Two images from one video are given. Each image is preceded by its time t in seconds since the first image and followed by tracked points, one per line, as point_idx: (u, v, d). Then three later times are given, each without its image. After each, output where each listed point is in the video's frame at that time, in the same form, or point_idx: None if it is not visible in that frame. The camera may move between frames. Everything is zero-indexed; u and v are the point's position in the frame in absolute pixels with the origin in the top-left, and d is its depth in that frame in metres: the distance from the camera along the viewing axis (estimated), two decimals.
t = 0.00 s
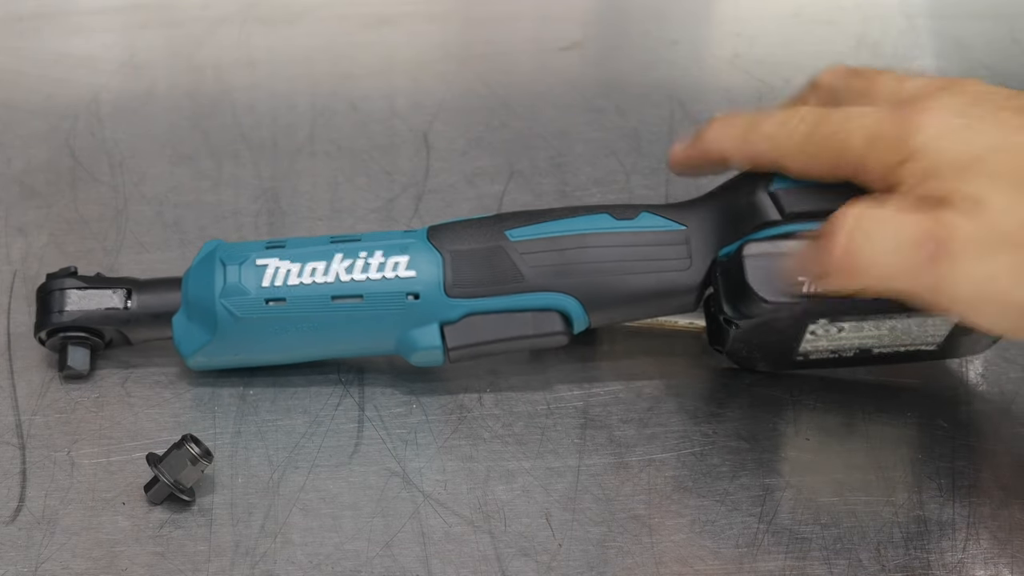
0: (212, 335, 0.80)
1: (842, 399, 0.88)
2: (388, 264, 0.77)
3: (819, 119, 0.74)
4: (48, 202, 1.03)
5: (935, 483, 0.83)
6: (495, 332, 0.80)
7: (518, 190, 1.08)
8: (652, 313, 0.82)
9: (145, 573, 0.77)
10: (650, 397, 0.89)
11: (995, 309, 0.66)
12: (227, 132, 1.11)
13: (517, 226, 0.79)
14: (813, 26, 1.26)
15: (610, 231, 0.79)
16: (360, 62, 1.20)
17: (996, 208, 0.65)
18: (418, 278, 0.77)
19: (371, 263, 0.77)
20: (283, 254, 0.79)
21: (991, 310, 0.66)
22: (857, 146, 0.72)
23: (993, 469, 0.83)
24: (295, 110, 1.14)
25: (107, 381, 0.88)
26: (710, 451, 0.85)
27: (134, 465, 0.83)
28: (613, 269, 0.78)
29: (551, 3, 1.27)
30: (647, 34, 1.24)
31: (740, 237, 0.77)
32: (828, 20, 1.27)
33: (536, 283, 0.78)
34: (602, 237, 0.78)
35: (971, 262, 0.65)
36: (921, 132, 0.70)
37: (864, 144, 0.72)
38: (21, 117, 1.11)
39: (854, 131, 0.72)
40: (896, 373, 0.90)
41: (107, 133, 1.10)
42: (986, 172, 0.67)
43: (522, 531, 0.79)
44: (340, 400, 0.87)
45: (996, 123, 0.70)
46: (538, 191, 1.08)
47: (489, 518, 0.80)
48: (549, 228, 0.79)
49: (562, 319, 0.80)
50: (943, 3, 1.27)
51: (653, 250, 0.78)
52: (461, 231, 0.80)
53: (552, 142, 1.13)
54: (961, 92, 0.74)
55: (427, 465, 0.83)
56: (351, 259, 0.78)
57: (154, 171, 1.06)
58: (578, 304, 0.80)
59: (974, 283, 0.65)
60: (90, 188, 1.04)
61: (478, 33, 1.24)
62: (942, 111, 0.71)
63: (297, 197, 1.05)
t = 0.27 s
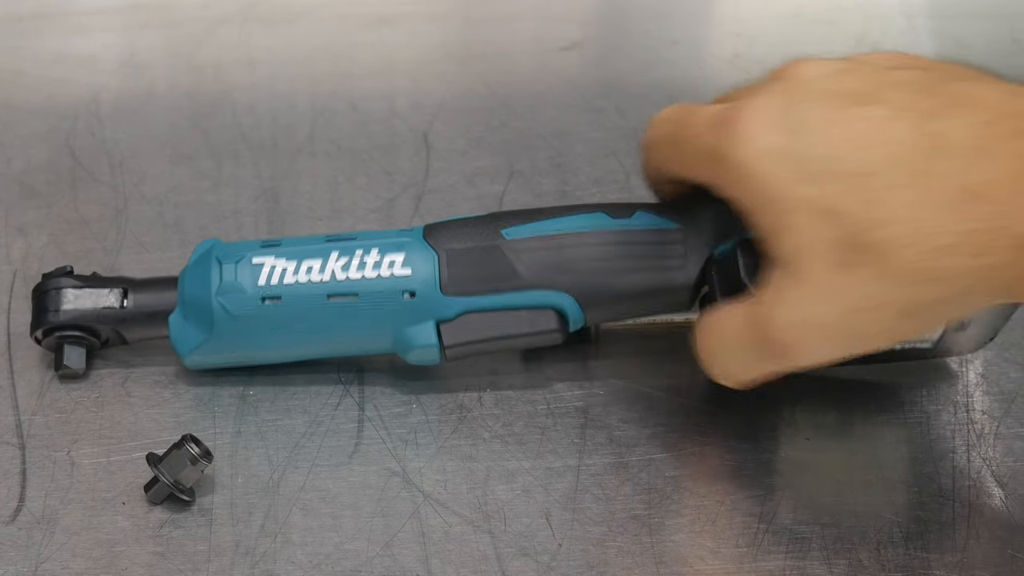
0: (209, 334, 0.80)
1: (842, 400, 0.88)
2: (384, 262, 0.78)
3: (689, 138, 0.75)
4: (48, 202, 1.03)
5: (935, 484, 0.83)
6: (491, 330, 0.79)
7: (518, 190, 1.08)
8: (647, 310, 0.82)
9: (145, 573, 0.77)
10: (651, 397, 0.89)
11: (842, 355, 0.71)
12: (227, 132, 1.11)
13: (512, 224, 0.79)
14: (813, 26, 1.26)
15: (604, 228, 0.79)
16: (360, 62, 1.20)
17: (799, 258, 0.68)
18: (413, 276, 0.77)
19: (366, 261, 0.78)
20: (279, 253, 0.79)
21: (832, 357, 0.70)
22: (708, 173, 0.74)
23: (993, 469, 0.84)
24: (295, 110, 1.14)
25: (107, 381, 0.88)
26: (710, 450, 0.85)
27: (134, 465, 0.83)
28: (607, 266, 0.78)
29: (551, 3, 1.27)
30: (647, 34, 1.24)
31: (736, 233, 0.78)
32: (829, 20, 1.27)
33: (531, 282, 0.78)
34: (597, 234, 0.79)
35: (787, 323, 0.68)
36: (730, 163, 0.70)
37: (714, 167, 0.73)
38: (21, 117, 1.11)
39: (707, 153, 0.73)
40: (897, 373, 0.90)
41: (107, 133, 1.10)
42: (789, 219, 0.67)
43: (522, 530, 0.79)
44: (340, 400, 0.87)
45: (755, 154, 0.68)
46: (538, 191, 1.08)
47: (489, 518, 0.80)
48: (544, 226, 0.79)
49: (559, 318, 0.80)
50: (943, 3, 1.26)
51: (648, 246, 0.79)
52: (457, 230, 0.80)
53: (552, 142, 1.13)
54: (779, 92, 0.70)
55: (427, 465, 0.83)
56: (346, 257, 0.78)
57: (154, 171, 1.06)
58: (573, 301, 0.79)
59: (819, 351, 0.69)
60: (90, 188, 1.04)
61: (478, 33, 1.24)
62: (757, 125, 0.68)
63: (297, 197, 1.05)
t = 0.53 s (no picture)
0: (208, 325, 0.80)
1: (842, 400, 0.88)
2: (384, 252, 0.78)
3: (577, 176, 0.78)
4: (48, 202, 1.03)
5: (935, 483, 0.83)
6: (489, 320, 0.79)
7: (518, 190, 1.08)
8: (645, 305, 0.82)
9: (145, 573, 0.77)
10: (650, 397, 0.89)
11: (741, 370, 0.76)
12: (227, 132, 1.11)
13: (511, 218, 0.80)
14: (813, 26, 1.26)
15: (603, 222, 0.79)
16: (360, 62, 1.20)
17: (677, 288, 0.71)
18: (414, 266, 0.78)
19: (367, 252, 0.78)
20: (280, 246, 0.79)
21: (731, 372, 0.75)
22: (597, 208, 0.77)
23: (992, 469, 0.84)
24: (295, 110, 1.14)
25: (107, 381, 0.88)
26: (710, 450, 0.85)
27: (134, 465, 0.83)
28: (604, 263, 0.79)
29: (551, 4, 1.26)
30: (647, 34, 1.24)
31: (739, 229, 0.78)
32: (828, 20, 1.27)
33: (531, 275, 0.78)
34: (596, 227, 0.79)
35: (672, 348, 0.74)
36: (608, 205, 0.73)
37: (597, 203, 0.76)
38: (21, 117, 1.11)
39: (592, 192, 0.76)
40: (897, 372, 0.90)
41: (107, 133, 1.10)
42: (665, 254, 0.70)
43: (522, 530, 0.79)
44: (341, 400, 0.87)
45: (627, 200, 0.71)
46: (538, 191, 1.08)
47: (489, 518, 0.80)
48: (543, 219, 0.80)
49: (560, 311, 0.80)
50: (943, 3, 1.27)
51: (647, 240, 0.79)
52: (458, 224, 0.80)
53: (552, 142, 1.13)
54: (657, 129, 0.72)
55: (427, 465, 0.83)
56: (347, 248, 0.78)
57: (154, 171, 1.07)
58: (573, 292, 0.79)
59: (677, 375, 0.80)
60: (90, 188, 1.04)
61: (478, 33, 1.24)
62: (630, 168, 0.71)
63: (297, 197, 1.05)
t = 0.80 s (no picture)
0: (211, 338, 0.80)
1: (844, 400, 0.87)
2: (389, 267, 0.77)
3: (532, 162, 0.76)
4: (48, 202, 1.03)
5: (935, 483, 0.83)
6: (493, 333, 0.80)
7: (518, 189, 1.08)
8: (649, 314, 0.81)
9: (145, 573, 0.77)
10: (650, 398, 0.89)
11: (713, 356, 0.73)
12: (227, 132, 1.11)
13: (515, 228, 0.78)
14: (813, 26, 1.26)
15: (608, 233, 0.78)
16: (360, 61, 1.20)
17: (637, 271, 0.69)
18: (419, 283, 0.77)
19: (371, 267, 0.77)
20: (281, 259, 0.78)
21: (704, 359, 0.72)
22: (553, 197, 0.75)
23: (992, 469, 0.84)
24: (295, 110, 1.14)
25: (106, 381, 0.88)
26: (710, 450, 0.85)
27: (134, 465, 0.83)
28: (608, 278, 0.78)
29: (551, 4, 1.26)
30: (647, 34, 1.24)
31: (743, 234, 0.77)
32: (829, 19, 1.26)
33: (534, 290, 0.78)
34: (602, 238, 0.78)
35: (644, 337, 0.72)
36: (561, 185, 0.71)
37: (551, 188, 0.73)
38: (21, 117, 1.11)
39: (546, 178, 0.73)
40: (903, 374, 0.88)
41: (107, 133, 1.10)
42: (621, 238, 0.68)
43: (522, 530, 0.79)
44: (341, 399, 0.87)
45: (579, 180, 0.68)
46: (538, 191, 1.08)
47: (489, 517, 0.80)
48: (548, 229, 0.78)
49: (563, 322, 0.81)
50: (943, 3, 1.26)
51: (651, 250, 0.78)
52: (463, 233, 0.79)
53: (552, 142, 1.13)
54: (614, 110, 0.70)
55: (427, 465, 0.83)
56: (350, 263, 0.77)
57: (154, 171, 1.07)
58: (575, 305, 0.80)
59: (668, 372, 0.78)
60: (90, 188, 1.04)
61: (478, 33, 1.24)
62: (584, 148, 0.68)
63: (297, 197, 1.05)
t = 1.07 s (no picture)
0: (205, 347, 0.80)
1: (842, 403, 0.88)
2: (386, 282, 0.78)
3: (506, 199, 0.77)
4: (48, 202, 1.03)
5: (935, 483, 0.83)
6: (491, 356, 0.78)
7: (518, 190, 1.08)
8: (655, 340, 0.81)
9: (144, 573, 0.76)
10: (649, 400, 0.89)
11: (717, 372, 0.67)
12: (227, 132, 1.11)
13: (520, 254, 0.79)
14: (813, 26, 1.26)
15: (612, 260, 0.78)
16: (361, 62, 1.20)
17: (625, 288, 0.67)
18: (415, 297, 0.78)
19: (369, 281, 0.78)
20: (282, 270, 0.80)
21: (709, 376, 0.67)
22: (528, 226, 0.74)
23: (991, 467, 0.84)
24: (295, 110, 1.14)
25: (107, 383, 0.89)
26: (709, 451, 0.85)
27: (135, 465, 0.83)
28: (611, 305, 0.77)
29: (551, 4, 1.27)
30: (646, 34, 1.24)
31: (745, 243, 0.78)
32: (828, 20, 1.27)
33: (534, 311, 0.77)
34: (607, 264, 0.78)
35: (640, 352, 0.68)
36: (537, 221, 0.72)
37: (524, 227, 0.74)
38: (21, 117, 1.11)
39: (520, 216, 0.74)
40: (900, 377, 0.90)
41: (107, 133, 1.10)
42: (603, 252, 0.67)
43: (522, 530, 0.79)
44: (340, 401, 0.88)
45: (557, 205, 0.69)
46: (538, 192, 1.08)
47: (489, 517, 0.80)
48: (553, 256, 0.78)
49: (565, 353, 0.79)
50: (943, 3, 1.27)
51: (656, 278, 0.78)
52: (465, 256, 0.80)
53: (552, 142, 1.13)
54: (589, 142, 0.72)
55: (427, 465, 0.84)
56: (349, 277, 0.78)
57: (154, 171, 1.07)
58: (580, 335, 0.78)
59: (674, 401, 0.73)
60: (90, 188, 1.04)
61: (478, 33, 1.24)
62: (559, 179, 0.69)
63: (297, 197, 1.05)
